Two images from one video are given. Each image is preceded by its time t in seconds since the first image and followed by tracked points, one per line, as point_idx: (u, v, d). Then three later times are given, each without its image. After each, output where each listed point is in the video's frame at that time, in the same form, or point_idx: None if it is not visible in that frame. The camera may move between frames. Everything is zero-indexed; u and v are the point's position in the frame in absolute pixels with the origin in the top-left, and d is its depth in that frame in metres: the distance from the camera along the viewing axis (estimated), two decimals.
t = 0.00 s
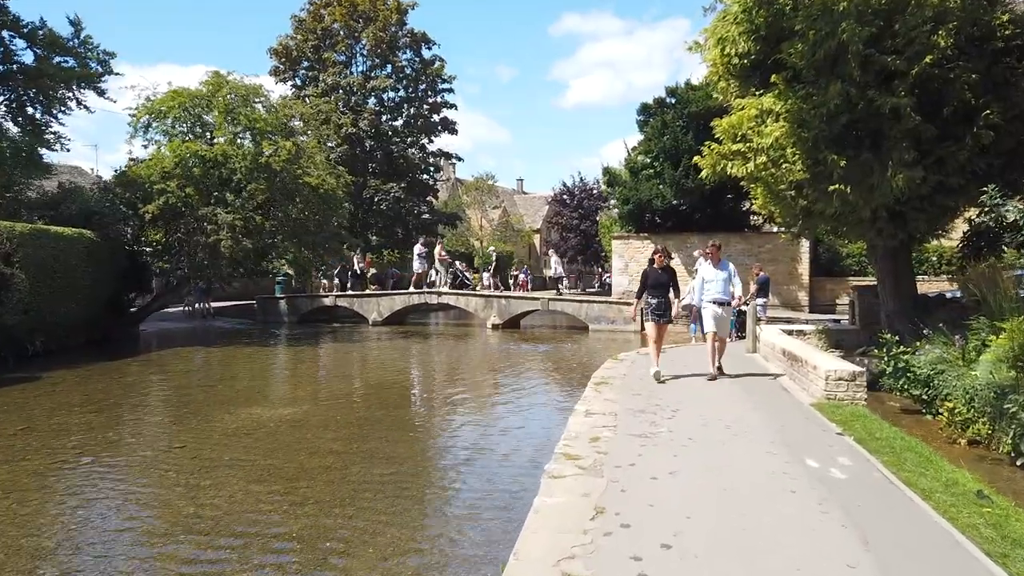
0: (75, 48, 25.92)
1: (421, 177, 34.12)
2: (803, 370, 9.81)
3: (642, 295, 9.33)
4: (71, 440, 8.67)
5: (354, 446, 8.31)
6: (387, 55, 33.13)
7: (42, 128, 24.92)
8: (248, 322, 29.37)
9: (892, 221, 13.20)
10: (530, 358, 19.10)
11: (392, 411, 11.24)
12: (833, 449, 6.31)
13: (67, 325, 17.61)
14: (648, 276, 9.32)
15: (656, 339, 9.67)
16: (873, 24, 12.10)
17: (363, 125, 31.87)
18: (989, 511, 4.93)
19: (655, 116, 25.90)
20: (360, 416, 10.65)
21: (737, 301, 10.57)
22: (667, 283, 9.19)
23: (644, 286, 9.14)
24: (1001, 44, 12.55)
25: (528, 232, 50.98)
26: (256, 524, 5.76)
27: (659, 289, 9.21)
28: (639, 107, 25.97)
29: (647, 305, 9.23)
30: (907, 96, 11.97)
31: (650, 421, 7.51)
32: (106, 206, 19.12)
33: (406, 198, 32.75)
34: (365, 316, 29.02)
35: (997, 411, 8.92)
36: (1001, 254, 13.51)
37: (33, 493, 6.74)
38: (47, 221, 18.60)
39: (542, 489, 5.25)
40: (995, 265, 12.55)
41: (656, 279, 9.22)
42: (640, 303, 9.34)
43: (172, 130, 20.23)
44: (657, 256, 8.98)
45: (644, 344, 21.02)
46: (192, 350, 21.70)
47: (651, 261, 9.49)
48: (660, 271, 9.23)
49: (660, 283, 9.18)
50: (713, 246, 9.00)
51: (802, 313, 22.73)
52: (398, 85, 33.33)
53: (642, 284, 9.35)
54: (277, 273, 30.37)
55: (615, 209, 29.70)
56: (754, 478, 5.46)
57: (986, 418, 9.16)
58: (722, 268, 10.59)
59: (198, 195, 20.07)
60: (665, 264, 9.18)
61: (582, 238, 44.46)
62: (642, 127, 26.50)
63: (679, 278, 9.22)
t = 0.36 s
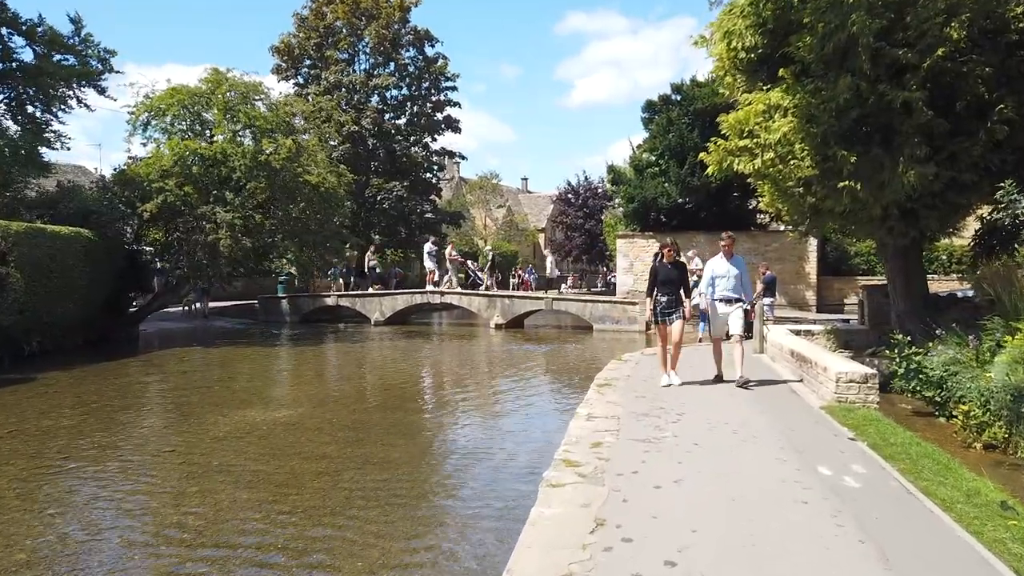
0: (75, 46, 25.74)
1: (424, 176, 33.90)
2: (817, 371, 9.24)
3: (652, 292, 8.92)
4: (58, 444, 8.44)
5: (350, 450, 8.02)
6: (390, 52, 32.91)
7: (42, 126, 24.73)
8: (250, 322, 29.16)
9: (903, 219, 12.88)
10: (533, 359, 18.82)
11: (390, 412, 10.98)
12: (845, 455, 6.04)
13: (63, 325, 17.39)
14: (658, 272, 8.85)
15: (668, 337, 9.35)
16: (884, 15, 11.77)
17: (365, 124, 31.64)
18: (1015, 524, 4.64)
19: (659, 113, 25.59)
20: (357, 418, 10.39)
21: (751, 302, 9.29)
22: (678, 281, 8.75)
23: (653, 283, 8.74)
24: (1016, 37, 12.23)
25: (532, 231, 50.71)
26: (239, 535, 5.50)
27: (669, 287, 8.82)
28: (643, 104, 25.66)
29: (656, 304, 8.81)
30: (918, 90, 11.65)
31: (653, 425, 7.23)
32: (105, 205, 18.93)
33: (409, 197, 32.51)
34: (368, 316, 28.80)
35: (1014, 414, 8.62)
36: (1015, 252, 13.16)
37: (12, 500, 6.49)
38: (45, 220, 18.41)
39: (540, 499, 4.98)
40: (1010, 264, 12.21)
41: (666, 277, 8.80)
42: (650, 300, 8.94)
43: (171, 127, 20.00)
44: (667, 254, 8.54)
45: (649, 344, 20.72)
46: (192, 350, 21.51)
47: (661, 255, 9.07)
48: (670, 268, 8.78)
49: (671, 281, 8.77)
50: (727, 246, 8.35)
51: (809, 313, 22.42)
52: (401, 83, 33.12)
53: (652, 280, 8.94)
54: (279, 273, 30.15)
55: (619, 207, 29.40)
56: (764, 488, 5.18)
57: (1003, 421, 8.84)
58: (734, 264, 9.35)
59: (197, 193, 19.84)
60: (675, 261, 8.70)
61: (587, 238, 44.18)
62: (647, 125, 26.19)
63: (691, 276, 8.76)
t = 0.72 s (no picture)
0: (75, 43, 25.46)
1: (428, 175, 33.57)
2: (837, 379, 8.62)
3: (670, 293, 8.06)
4: (41, 451, 8.11)
5: (344, 459, 7.64)
6: (393, 50, 32.60)
7: (42, 124, 24.44)
8: (251, 322, 28.85)
9: (919, 218, 12.45)
10: (537, 361, 18.43)
11: (389, 415, 10.62)
12: (867, 468, 5.67)
13: (58, 325, 17.09)
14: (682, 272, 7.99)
15: (685, 340, 8.77)
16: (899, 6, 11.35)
17: (368, 122, 31.31)
18: None
19: (666, 111, 25.17)
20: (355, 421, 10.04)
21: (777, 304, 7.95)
22: (701, 284, 8.01)
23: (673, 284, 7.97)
24: None
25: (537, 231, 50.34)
26: (220, 554, 5.15)
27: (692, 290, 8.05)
28: (649, 101, 25.26)
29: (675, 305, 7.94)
30: (936, 83, 11.23)
31: (662, 434, 6.85)
32: (103, 204, 18.65)
33: (412, 196, 32.17)
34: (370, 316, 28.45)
35: None
36: None
37: None
38: (41, 219, 18.12)
39: (541, 518, 4.60)
40: None
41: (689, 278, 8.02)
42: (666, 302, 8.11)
43: (170, 124, 19.67)
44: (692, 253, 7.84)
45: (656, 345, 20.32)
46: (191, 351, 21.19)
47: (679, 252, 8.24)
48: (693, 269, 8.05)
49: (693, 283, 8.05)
50: (753, 241, 7.52)
51: (818, 313, 21.99)
52: (404, 81, 32.82)
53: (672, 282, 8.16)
54: (281, 273, 29.83)
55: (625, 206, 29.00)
56: (783, 506, 4.81)
57: None
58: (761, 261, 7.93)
59: (195, 192, 19.50)
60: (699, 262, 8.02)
61: (592, 237, 43.79)
62: (654, 123, 25.78)
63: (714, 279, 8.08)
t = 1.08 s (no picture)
0: (74, 41, 25.22)
1: (431, 173, 33.27)
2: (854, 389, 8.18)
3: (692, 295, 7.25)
4: (22, 457, 7.78)
5: (338, 465, 7.30)
6: (397, 47, 32.30)
7: (41, 122, 24.22)
8: (253, 322, 28.59)
9: (935, 215, 12.04)
10: (541, 362, 18.06)
11: (388, 415, 10.28)
12: (891, 478, 5.32)
13: (54, 325, 16.80)
14: (704, 271, 7.19)
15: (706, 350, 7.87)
16: None
17: (371, 120, 30.98)
18: None
19: (672, 107, 24.79)
20: (353, 421, 9.69)
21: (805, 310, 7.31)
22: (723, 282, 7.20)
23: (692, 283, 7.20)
24: None
25: (542, 230, 50.01)
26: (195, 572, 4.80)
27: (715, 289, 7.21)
28: (656, 98, 24.87)
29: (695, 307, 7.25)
30: (954, 75, 10.80)
31: (671, 441, 6.49)
32: (100, 202, 18.39)
33: (415, 194, 31.82)
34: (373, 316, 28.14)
35: None
36: None
37: None
38: (37, 217, 17.86)
39: (540, 535, 4.26)
40: None
41: (710, 277, 7.20)
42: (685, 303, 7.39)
43: (168, 121, 19.37)
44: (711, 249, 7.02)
45: (662, 346, 19.96)
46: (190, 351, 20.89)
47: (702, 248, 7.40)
48: (715, 267, 7.23)
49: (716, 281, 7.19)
50: (772, 239, 7.08)
51: (828, 313, 21.58)
52: (408, 78, 32.53)
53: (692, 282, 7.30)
54: (283, 272, 29.52)
55: (631, 205, 28.62)
56: (802, 520, 4.46)
57: None
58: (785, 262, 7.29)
59: (194, 189, 19.17)
60: (721, 258, 7.20)
61: (597, 237, 43.40)
62: (660, 120, 25.38)
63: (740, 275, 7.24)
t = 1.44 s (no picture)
0: (71, 37, 24.89)
1: (434, 172, 32.86)
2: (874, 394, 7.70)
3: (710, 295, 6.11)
4: None
5: (324, 480, 6.89)
6: (398, 44, 31.90)
7: (36, 120, 23.87)
8: (253, 323, 28.24)
9: (952, 214, 11.54)
10: (543, 365, 17.62)
11: (381, 420, 9.86)
12: (919, 501, 4.87)
13: (45, 327, 16.42)
14: (723, 267, 6.05)
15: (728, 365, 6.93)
16: None
17: (372, 118, 30.57)
18: None
19: (678, 104, 24.31)
20: (344, 427, 9.29)
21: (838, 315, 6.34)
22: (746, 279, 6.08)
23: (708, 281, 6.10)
24: None
25: (546, 229, 49.55)
26: None
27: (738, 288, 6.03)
28: (661, 94, 24.39)
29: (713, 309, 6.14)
30: (974, 68, 10.30)
31: (678, 457, 6.04)
32: (93, 202, 18.01)
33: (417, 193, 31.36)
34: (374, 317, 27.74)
35: None
36: None
37: None
38: (29, 216, 17.50)
39: (533, 571, 3.81)
40: None
41: (731, 273, 6.05)
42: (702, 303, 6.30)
43: (162, 118, 18.95)
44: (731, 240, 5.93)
45: (668, 348, 19.49)
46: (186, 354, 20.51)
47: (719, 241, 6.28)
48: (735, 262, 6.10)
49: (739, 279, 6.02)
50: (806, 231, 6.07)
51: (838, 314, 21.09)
52: (410, 76, 32.14)
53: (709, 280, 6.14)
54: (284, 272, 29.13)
55: (635, 204, 28.15)
56: (825, 553, 4.01)
57: None
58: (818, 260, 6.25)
59: (189, 188, 18.77)
60: (742, 253, 6.08)
61: (602, 236, 42.94)
62: (666, 117, 24.90)
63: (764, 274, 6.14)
